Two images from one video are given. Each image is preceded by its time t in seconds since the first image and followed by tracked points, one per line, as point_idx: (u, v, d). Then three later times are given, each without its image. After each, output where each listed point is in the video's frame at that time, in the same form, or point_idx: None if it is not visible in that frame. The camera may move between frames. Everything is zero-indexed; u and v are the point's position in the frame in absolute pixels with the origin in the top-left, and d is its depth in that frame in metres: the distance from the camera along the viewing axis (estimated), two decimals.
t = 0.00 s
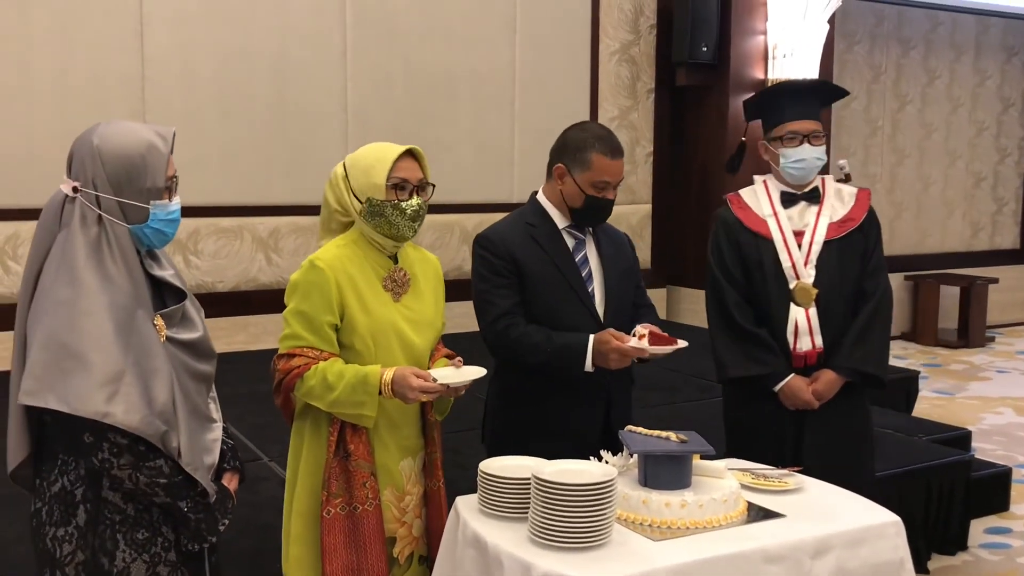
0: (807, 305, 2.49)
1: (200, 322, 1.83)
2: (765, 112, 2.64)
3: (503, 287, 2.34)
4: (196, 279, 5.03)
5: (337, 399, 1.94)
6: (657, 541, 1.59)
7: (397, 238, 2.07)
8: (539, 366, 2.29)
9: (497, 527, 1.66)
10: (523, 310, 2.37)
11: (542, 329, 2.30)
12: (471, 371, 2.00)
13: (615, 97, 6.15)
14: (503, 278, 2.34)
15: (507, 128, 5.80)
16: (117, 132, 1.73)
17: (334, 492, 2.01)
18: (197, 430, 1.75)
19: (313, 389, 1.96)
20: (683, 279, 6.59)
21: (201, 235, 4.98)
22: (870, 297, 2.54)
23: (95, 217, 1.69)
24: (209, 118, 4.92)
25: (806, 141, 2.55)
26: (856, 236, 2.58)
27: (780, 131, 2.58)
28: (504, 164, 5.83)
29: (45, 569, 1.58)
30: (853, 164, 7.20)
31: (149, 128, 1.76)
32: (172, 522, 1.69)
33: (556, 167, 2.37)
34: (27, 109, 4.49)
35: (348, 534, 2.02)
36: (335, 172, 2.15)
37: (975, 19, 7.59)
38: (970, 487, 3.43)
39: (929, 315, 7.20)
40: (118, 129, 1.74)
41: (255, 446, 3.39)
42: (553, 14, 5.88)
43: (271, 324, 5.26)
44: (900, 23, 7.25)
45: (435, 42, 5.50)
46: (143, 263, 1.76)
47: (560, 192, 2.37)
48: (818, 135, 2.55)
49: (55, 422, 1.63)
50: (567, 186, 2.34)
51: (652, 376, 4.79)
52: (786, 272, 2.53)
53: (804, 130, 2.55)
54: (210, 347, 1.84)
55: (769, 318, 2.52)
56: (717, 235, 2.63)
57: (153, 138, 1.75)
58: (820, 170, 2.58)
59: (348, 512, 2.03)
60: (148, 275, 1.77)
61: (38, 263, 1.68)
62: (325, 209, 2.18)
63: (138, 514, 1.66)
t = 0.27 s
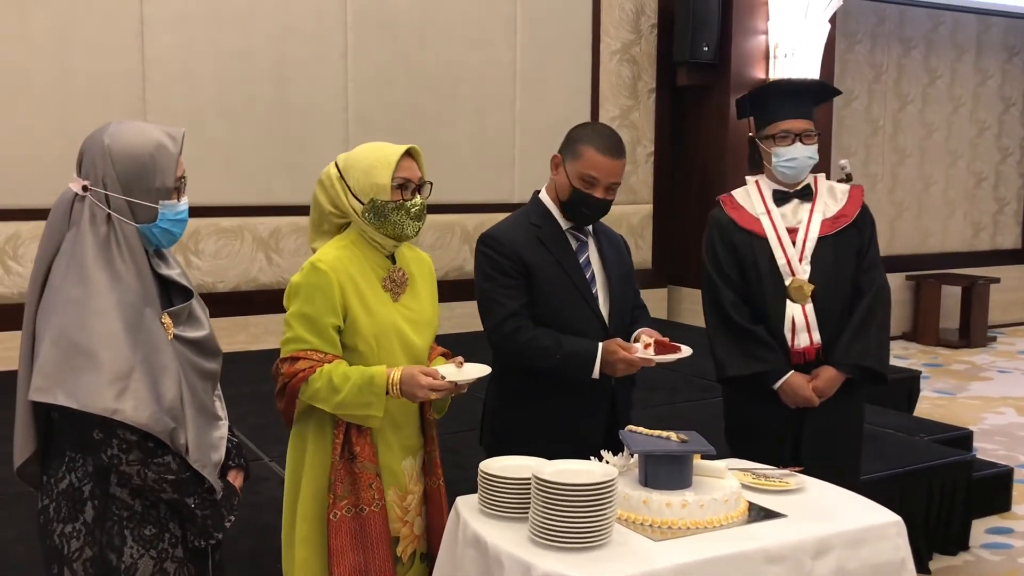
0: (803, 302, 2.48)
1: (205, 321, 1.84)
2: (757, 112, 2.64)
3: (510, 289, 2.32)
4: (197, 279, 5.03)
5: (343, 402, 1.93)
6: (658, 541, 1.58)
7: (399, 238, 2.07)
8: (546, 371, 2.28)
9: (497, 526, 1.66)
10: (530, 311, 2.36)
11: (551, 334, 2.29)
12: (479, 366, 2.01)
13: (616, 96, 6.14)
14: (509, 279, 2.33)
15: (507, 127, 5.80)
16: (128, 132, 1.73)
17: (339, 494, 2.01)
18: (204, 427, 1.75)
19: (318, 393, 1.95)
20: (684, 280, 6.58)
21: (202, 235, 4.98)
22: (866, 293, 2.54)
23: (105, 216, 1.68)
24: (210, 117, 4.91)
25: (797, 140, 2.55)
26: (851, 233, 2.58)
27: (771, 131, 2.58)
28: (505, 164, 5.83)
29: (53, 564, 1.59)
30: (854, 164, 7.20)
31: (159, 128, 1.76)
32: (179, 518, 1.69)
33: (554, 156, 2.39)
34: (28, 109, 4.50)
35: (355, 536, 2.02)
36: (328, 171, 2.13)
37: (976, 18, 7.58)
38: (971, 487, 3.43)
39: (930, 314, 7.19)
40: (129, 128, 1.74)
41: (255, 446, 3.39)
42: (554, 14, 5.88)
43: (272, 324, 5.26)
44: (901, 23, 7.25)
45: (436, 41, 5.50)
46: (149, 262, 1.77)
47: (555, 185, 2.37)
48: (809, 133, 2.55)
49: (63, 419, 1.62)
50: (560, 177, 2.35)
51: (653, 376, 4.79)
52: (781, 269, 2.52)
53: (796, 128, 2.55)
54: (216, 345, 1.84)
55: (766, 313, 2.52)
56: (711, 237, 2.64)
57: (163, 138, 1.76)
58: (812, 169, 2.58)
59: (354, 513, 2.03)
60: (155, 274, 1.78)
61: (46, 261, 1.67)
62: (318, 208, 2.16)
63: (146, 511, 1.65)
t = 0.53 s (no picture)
0: (803, 301, 2.48)
1: (211, 320, 1.83)
2: (759, 111, 2.65)
3: (517, 280, 2.32)
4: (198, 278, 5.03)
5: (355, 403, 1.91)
6: (658, 540, 1.58)
7: (403, 237, 2.07)
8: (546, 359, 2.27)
9: (497, 525, 1.66)
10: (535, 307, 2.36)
11: (558, 326, 2.29)
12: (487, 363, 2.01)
13: (616, 95, 6.14)
14: (514, 271, 2.33)
15: (508, 126, 5.80)
16: (138, 131, 1.73)
17: (350, 496, 2.00)
18: (211, 424, 1.74)
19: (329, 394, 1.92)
20: (684, 279, 6.57)
21: (202, 233, 4.98)
22: (866, 293, 2.53)
23: (115, 214, 1.69)
24: (211, 116, 4.91)
25: (796, 138, 2.54)
26: (852, 233, 2.57)
27: (771, 130, 2.58)
28: (505, 163, 5.82)
29: (58, 562, 1.57)
30: (855, 162, 7.19)
31: (170, 128, 1.77)
32: (185, 514, 1.70)
33: (556, 150, 2.41)
34: (28, 108, 4.50)
35: (365, 536, 2.01)
36: (327, 172, 2.12)
37: (977, 16, 7.58)
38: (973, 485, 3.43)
39: (931, 313, 7.18)
40: (139, 127, 1.74)
41: (256, 446, 3.38)
42: (554, 12, 5.87)
43: (272, 323, 5.26)
44: (901, 21, 7.24)
45: (436, 39, 5.49)
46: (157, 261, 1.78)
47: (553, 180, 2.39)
48: (808, 131, 2.53)
49: (70, 416, 1.61)
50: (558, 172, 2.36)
51: (653, 375, 4.78)
52: (782, 268, 2.52)
53: (794, 127, 2.54)
54: (221, 344, 1.83)
55: (765, 312, 2.52)
56: (713, 235, 2.64)
57: (173, 138, 1.76)
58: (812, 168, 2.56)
59: (363, 514, 2.02)
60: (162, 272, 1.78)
61: (55, 259, 1.67)
62: (316, 209, 2.15)
63: (152, 507, 1.66)
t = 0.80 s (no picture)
0: (804, 300, 2.48)
1: (215, 320, 1.82)
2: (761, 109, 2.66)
3: (520, 274, 2.33)
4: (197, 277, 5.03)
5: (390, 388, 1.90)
6: (657, 539, 1.58)
7: (398, 236, 2.06)
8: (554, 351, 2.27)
9: (497, 524, 1.65)
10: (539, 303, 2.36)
11: (566, 318, 2.29)
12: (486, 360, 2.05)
13: (616, 93, 6.13)
14: (517, 265, 2.33)
15: (507, 124, 5.79)
16: (145, 130, 1.72)
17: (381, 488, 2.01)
18: (215, 424, 1.74)
19: (362, 383, 1.91)
20: (684, 277, 6.57)
21: (202, 232, 4.97)
22: (867, 293, 2.52)
23: (122, 214, 1.68)
24: (211, 114, 4.91)
25: (788, 135, 2.54)
26: (855, 231, 2.56)
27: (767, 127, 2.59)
28: (505, 162, 5.82)
29: (65, 558, 1.58)
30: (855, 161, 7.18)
31: (175, 127, 1.76)
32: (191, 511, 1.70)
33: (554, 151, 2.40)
34: (27, 107, 4.49)
35: (391, 525, 2.02)
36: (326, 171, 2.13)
37: (977, 14, 7.57)
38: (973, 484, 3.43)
39: (931, 311, 7.18)
40: (146, 126, 1.74)
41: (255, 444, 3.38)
42: (554, 11, 5.87)
43: (272, 321, 5.25)
44: (901, 19, 7.23)
45: (436, 38, 5.49)
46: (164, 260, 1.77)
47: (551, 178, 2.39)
48: (801, 129, 2.53)
49: (76, 415, 1.62)
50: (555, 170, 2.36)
51: (652, 373, 4.78)
52: (784, 267, 2.52)
53: (787, 123, 2.55)
54: (226, 343, 1.82)
55: (765, 311, 2.52)
56: (714, 233, 2.64)
57: (180, 139, 1.75)
58: (806, 166, 2.56)
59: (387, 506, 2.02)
60: (168, 272, 1.78)
61: (62, 258, 1.67)
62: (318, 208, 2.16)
63: (158, 505, 1.66)
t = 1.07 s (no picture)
0: (803, 299, 2.48)
1: (219, 321, 1.80)
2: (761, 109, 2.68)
3: (521, 273, 2.33)
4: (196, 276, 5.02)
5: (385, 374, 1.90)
6: (656, 539, 1.58)
7: (389, 237, 2.05)
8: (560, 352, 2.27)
9: (496, 524, 1.65)
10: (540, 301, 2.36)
11: (569, 317, 2.29)
12: (472, 373, 2.06)
13: (615, 93, 6.13)
14: (518, 264, 2.33)
15: (506, 123, 5.79)
16: (151, 133, 1.73)
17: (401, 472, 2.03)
18: (219, 424, 1.73)
19: (357, 372, 1.91)
20: (683, 277, 6.57)
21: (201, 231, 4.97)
22: (866, 293, 2.52)
23: (127, 217, 1.68)
24: (210, 113, 4.91)
25: (782, 135, 2.57)
26: (854, 232, 2.56)
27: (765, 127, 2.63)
28: (504, 161, 5.81)
29: (75, 556, 1.59)
30: (854, 160, 7.18)
31: (181, 130, 1.76)
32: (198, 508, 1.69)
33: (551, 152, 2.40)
34: (26, 106, 4.49)
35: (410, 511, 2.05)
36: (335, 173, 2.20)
37: (976, 14, 7.57)
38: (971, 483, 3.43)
39: (930, 311, 7.18)
40: (152, 129, 1.74)
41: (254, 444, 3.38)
42: (554, 10, 5.87)
43: (271, 321, 5.25)
44: (900, 19, 7.23)
45: (435, 37, 5.48)
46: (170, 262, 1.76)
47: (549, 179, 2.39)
48: (795, 129, 2.55)
49: (80, 415, 1.62)
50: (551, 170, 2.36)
51: (651, 373, 4.78)
52: (782, 266, 2.52)
53: (783, 124, 2.57)
54: (229, 345, 1.81)
55: (764, 311, 2.52)
56: (714, 232, 2.64)
57: (185, 142, 1.75)
58: (799, 166, 2.56)
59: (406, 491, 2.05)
60: (173, 273, 1.77)
61: (67, 261, 1.67)
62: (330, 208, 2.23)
63: (164, 503, 1.65)
